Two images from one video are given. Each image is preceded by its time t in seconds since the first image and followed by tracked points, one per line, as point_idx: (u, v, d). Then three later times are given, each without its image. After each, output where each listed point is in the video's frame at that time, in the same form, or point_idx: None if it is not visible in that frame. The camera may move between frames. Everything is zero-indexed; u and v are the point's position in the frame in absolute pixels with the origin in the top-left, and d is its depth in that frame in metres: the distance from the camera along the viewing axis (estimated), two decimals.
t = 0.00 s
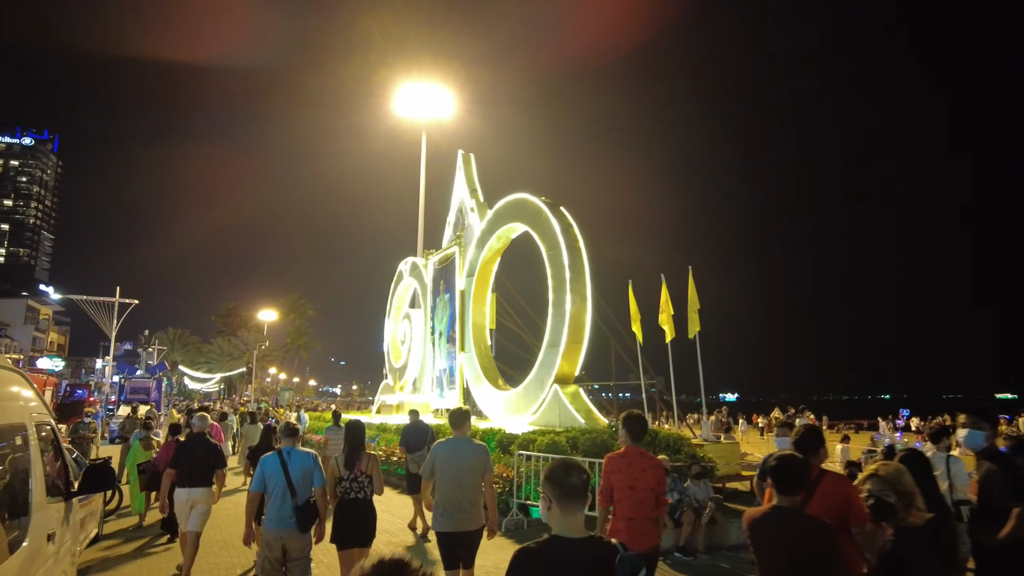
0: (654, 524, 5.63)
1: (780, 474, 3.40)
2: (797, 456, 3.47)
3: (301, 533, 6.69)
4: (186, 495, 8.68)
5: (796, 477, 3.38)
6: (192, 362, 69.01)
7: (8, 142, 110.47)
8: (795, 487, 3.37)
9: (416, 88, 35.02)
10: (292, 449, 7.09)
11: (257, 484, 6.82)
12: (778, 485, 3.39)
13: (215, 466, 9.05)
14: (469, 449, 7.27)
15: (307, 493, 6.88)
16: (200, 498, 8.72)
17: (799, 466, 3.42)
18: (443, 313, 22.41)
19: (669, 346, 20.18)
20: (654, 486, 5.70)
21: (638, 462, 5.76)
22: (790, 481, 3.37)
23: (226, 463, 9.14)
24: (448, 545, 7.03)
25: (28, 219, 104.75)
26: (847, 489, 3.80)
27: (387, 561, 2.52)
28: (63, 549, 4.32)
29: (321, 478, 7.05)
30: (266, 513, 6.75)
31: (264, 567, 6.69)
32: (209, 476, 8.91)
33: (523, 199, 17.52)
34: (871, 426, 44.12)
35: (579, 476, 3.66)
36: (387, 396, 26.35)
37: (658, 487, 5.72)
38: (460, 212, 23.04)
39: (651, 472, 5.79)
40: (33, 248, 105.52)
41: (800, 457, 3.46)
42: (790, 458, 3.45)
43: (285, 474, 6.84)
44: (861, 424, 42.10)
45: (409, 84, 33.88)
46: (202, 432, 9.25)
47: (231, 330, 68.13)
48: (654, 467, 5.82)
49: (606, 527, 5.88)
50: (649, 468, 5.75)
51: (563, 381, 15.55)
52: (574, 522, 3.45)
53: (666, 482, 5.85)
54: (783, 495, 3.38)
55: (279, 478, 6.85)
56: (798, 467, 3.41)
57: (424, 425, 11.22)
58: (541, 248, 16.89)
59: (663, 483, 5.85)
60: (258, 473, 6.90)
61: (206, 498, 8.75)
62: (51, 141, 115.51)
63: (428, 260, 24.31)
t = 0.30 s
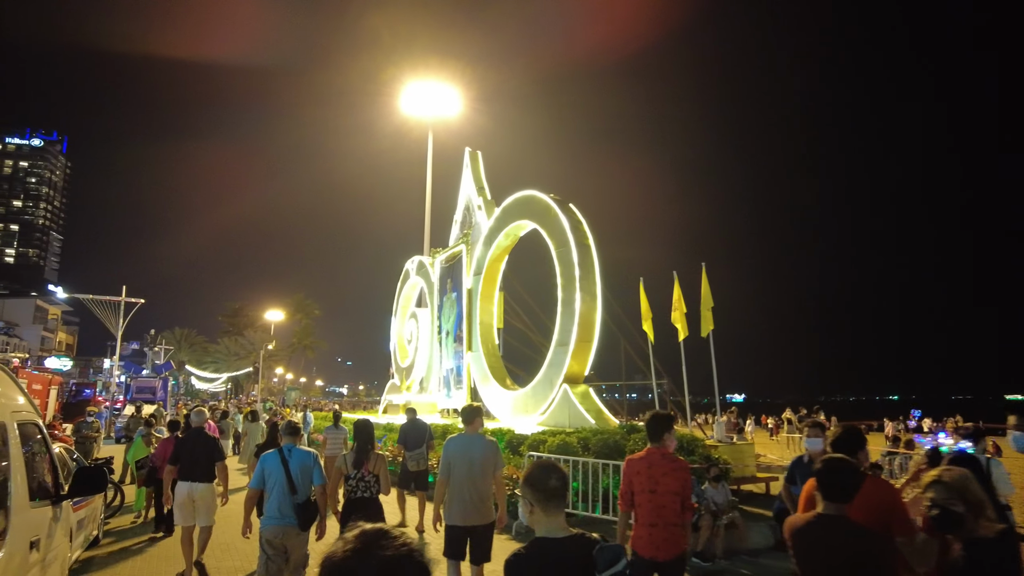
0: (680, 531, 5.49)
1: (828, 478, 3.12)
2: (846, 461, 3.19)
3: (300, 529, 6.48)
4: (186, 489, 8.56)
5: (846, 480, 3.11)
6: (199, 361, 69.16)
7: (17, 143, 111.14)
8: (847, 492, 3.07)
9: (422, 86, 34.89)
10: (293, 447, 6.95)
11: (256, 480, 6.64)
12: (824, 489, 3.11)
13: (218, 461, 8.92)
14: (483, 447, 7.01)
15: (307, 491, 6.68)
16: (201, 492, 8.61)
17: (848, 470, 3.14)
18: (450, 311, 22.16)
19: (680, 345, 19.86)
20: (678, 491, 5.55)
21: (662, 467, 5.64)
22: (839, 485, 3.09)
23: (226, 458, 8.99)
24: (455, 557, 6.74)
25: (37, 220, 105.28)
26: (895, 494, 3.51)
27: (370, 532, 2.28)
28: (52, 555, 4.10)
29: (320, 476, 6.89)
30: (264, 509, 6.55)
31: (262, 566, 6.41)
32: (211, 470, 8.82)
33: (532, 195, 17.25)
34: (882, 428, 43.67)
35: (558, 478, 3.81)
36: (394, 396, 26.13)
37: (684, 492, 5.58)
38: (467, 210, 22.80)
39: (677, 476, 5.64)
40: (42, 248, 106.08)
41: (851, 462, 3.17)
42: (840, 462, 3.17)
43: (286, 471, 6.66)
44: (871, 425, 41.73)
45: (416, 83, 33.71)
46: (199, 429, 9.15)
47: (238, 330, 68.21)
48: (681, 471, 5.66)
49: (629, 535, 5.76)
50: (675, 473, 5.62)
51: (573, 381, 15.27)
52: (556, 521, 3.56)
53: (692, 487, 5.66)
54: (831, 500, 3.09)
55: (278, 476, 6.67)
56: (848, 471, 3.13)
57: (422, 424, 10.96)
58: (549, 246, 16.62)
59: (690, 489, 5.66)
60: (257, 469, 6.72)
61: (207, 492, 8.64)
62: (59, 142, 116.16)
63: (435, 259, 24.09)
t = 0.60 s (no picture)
0: (705, 531, 5.23)
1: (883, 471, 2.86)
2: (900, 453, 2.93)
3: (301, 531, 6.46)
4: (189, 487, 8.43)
5: (901, 474, 2.85)
6: (209, 360, 69.44)
7: (31, 145, 112.04)
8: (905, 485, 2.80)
9: (430, 83, 34.68)
10: (303, 446, 6.88)
11: (264, 478, 6.64)
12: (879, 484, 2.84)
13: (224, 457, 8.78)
14: (489, 444, 6.83)
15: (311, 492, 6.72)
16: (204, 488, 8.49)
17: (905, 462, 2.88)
18: (459, 308, 21.92)
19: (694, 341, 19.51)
20: (702, 490, 5.26)
21: (684, 465, 5.36)
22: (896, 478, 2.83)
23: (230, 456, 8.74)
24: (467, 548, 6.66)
25: (50, 220, 106.04)
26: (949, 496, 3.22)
27: (295, 518, 2.32)
28: (39, 559, 3.89)
29: (327, 478, 6.85)
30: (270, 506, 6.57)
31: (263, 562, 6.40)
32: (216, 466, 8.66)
33: (542, 189, 16.97)
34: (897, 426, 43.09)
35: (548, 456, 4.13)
36: (403, 393, 25.94)
37: (708, 492, 5.28)
38: (476, 205, 22.55)
39: (702, 474, 5.34)
40: (56, 249, 106.88)
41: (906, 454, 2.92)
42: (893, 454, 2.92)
43: (294, 473, 6.66)
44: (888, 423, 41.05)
45: (424, 79, 33.46)
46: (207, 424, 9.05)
47: (248, 329, 68.31)
48: (706, 469, 5.34)
49: (650, 536, 5.51)
50: (699, 471, 5.32)
51: (585, 378, 14.99)
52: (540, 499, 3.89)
53: (719, 486, 5.34)
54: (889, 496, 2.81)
55: (286, 474, 6.68)
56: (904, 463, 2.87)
57: (416, 422, 11.28)
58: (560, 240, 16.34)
59: (716, 489, 5.34)
60: (266, 466, 6.73)
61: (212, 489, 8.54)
62: (71, 142, 116.99)
63: (444, 255, 23.85)
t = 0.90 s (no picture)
0: (725, 540, 4.92)
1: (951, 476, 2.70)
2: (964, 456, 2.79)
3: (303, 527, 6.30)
4: (203, 483, 8.66)
5: (967, 485, 2.68)
6: (218, 359, 69.56)
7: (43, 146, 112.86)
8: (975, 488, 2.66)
9: (438, 80, 34.46)
10: (309, 441, 6.79)
11: (269, 470, 6.55)
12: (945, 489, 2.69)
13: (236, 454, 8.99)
14: (485, 443, 7.30)
15: (316, 486, 6.61)
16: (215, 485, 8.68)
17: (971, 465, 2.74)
18: (467, 306, 21.67)
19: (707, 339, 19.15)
20: (721, 496, 4.95)
21: (702, 468, 5.06)
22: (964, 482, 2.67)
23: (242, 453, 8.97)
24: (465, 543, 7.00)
25: (63, 221, 106.76)
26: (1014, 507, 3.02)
27: (246, 502, 2.54)
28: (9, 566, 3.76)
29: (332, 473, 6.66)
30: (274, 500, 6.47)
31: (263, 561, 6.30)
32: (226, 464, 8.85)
33: (551, 185, 16.68)
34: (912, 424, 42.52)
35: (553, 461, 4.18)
36: (412, 392, 25.73)
37: (729, 498, 4.95)
38: (484, 202, 22.28)
39: (721, 477, 5.02)
40: (68, 250, 107.61)
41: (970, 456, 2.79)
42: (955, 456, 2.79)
43: (297, 466, 6.53)
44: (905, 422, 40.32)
45: (432, 77, 33.23)
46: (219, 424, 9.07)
47: (258, 328, 68.41)
48: (726, 472, 5.02)
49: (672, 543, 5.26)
50: (717, 475, 5.00)
51: (596, 376, 14.70)
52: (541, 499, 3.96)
53: (742, 491, 4.98)
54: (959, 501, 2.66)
55: (289, 468, 6.56)
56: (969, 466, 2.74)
57: (415, 422, 11.10)
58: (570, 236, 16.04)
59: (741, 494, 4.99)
60: (270, 460, 6.65)
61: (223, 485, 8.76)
62: (83, 144, 117.76)
63: (452, 253, 23.60)
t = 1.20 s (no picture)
0: (748, 543, 4.58)
1: None
2: None
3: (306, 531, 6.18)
4: (207, 482, 8.54)
5: None
6: (225, 358, 69.60)
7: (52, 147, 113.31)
8: None
9: (444, 77, 34.19)
10: (306, 443, 6.53)
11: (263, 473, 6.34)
12: None
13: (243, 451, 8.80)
14: (489, 440, 7.06)
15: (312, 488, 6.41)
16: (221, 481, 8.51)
17: None
18: (475, 304, 21.41)
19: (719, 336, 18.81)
20: (743, 495, 4.59)
21: (722, 466, 4.72)
22: None
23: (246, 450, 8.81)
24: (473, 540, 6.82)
25: (72, 222, 107.27)
26: None
27: (250, 496, 2.49)
28: None
29: (329, 476, 6.42)
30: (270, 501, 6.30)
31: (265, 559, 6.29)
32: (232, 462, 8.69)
33: (560, 179, 16.40)
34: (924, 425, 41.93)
35: (558, 441, 4.05)
36: (418, 390, 25.50)
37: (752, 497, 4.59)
38: (492, 198, 22.03)
39: (743, 474, 4.67)
40: (77, 250, 108.03)
41: None
42: None
43: (294, 467, 6.33)
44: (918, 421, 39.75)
45: (438, 73, 32.97)
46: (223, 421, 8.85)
47: (265, 327, 68.39)
48: (749, 468, 4.66)
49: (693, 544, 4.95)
50: (739, 473, 4.64)
51: (606, 374, 14.42)
52: (544, 481, 3.87)
53: (766, 488, 4.62)
54: None
55: (285, 471, 6.35)
56: None
57: (419, 419, 10.91)
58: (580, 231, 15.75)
59: (765, 492, 4.62)
60: (267, 461, 6.46)
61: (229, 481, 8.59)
62: (92, 145, 118.37)
63: (459, 250, 23.35)
